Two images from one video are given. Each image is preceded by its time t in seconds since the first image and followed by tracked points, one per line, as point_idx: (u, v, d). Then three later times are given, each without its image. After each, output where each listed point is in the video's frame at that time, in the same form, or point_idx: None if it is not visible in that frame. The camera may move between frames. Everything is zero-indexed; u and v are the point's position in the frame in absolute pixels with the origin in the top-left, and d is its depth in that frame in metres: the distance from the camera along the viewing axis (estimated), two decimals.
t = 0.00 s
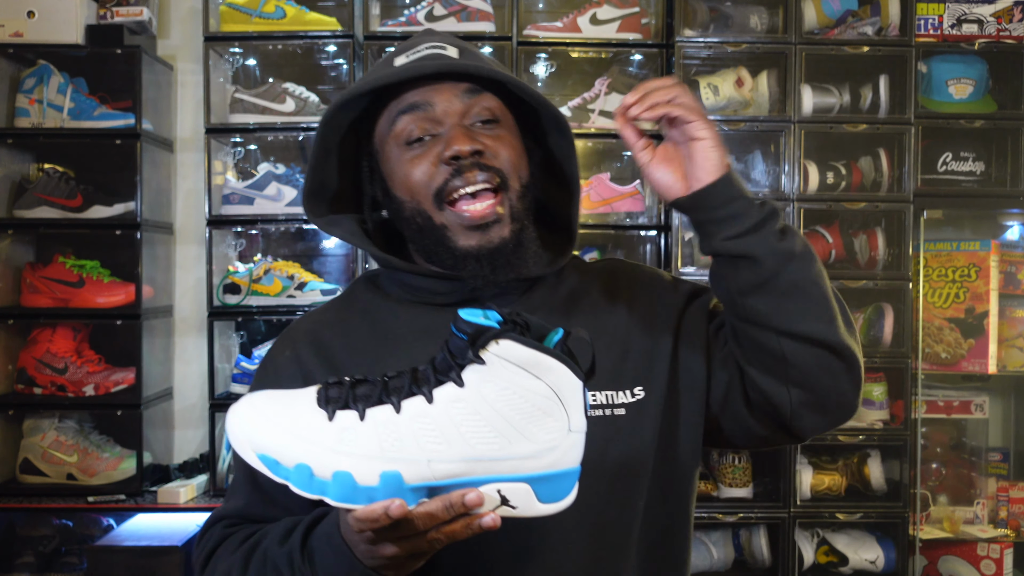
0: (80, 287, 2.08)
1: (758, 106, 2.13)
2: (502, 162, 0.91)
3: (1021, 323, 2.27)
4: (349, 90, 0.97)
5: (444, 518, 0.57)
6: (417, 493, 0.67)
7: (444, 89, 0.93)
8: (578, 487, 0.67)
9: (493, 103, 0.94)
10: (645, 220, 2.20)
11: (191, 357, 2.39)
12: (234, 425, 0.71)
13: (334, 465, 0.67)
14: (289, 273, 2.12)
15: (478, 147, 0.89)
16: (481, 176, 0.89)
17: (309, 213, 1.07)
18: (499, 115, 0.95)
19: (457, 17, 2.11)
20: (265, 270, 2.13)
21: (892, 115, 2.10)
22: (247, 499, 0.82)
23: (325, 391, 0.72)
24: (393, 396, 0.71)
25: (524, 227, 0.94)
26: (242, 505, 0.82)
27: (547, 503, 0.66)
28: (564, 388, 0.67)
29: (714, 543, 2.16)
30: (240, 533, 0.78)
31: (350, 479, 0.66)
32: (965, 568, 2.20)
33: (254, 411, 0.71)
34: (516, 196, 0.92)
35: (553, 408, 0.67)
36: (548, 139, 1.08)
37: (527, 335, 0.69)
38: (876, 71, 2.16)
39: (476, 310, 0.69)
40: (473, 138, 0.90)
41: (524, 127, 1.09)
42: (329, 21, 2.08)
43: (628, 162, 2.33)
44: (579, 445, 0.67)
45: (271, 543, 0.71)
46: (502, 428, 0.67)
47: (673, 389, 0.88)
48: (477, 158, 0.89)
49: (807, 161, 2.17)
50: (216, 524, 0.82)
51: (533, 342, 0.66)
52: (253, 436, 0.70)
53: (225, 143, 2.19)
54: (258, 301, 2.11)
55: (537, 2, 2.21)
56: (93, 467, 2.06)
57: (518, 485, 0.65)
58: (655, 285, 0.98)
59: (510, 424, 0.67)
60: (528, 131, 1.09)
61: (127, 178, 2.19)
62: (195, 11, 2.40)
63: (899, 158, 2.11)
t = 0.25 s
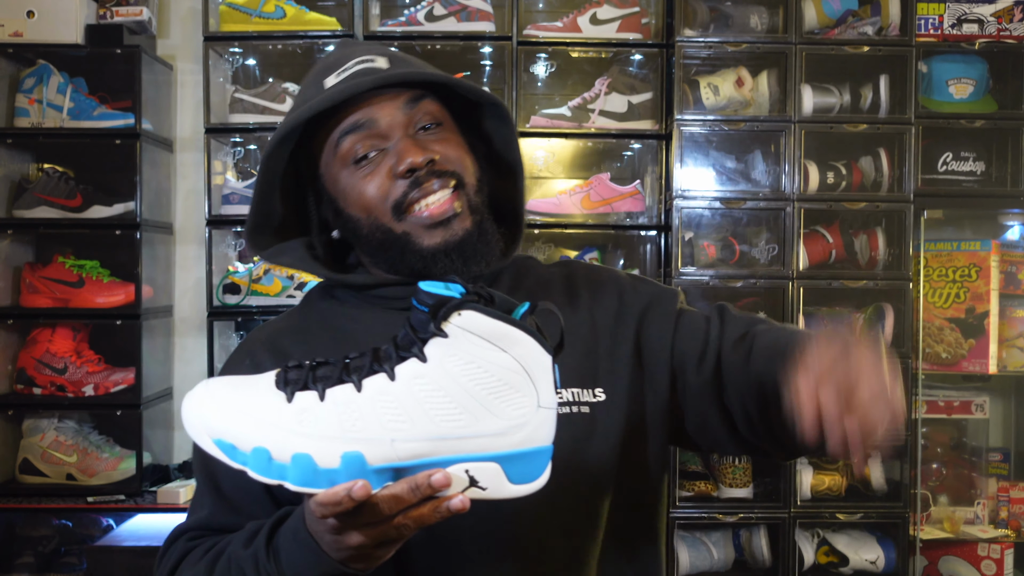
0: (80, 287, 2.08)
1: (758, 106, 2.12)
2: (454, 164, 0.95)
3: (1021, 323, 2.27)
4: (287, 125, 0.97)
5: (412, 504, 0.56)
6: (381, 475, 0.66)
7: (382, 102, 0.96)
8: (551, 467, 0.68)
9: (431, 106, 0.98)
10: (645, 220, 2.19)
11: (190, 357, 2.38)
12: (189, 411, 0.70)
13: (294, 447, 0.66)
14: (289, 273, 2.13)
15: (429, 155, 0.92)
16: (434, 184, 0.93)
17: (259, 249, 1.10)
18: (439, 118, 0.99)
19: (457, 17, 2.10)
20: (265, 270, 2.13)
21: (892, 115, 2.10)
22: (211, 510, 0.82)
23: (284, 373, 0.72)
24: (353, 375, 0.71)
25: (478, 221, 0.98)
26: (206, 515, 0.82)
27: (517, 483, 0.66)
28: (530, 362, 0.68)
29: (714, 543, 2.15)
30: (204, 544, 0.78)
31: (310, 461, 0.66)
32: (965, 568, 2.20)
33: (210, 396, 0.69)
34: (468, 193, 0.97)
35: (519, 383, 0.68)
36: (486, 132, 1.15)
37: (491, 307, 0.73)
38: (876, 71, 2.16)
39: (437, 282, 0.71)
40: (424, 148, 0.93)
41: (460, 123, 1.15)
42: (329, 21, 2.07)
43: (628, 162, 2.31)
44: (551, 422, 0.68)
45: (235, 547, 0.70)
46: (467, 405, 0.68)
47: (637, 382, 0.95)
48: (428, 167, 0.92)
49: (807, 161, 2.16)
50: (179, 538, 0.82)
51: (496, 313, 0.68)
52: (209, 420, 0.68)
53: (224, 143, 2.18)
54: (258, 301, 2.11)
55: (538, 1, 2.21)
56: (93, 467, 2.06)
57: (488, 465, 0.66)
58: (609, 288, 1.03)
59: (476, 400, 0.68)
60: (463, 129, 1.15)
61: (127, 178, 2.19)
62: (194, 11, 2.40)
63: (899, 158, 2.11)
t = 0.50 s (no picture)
0: (79, 287, 2.07)
1: (758, 106, 2.12)
2: (417, 203, 0.79)
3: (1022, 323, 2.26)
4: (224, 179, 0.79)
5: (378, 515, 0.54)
6: (346, 485, 0.59)
7: (332, 144, 0.76)
8: (520, 473, 0.60)
9: (384, 131, 0.80)
10: (645, 220, 2.19)
11: (190, 357, 2.38)
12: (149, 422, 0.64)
13: (256, 458, 0.60)
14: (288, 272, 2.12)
15: (387, 198, 0.75)
16: (394, 227, 0.76)
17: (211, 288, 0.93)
18: (394, 143, 0.80)
19: (457, 16, 2.10)
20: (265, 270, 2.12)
21: (893, 115, 2.09)
22: (180, 525, 0.77)
23: (248, 382, 0.65)
24: (318, 384, 0.64)
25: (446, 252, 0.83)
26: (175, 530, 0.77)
27: (486, 491, 0.59)
28: (496, 365, 0.60)
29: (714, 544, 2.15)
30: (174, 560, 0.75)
31: (274, 472, 0.59)
32: (966, 568, 2.19)
33: (168, 408, 0.63)
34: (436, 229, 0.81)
35: (486, 388, 0.61)
36: (445, 141, 0.96)
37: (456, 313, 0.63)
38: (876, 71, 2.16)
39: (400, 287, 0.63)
40: (381, 190, 0.76)
41: (416, 133, 0.96)
42: (329, 21, 2.07)
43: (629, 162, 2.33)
44: (518, 426, 0.60)
45: (205, 561, 0.69)
46: (433, 412, 0.60)
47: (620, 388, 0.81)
48: (386, 210, 0.75)
49: (807, 160, 2.16)
50: (151, 553, 0.78)
51: (462, 315, 0.61)
52: (168, 433, 0.62)
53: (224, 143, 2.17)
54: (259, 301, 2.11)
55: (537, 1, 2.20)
56: (92, 467, 2.05)
57: (453, 473, 0.58)
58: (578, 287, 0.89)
59: (442, 407, 0.60)
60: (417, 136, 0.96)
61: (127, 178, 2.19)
62: (194, 11, 2.40)
63: (900, 158, 2.10)
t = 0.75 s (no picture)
0: (79, 288, 2.07)
1: (758, 106, 2.11)
2: (387, 217, 0.77)
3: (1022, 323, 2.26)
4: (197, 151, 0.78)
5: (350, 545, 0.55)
6: (317, 517, 0.58)
7: (307, 143, 0.75)
8: (495, 503, 0.61)
9: (365, 139, 0.78)
10: (645, 220, 2.19)
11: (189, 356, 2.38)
12: (120, 446, 0.63)
13: (224, 489, 0.59)
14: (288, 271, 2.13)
15: (357, 205, 0.74)
16: (360, 236, 0.74)
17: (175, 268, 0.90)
18: (373, 153, 0.78)
19: (457, 16, 2.10)
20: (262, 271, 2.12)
21: (893, 115, 2.09)
22: (151, 541, 0.73)
23: (219, 409, 0.63)
24: (290, 413, 0.62)
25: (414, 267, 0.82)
26: (145, 547, 0.73)
27: (460, 523, 0.60)
28: (473, 400, 0.59)
29: (714, 543, 2.15)
30: None
31: (243, 503, 0.58)
32: (966, 569, 2.19)
33: (140, 434, 0.62)
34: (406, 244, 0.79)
35: (462, 421, 0.59)
36: (432, 157, 0.93)
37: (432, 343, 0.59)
38: (876, 71, 2.16)
39: (375, 316, 0.59)
40: (349, 197, 0.74)
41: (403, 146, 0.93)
42: (329, 21, 2.07)
43: (628, 162, 2.31)
44: (494, 459, 0.60)
45: None
46: (406, 445, 0.59)
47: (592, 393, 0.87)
48: (355, 218, 0.74)
49: (807, 161, 2.15)
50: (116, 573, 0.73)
51: (439, 349, 0.58)
52: (137, 461, 0.61)
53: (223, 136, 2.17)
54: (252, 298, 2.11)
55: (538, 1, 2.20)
56: (92, 467, 2.06)
57: (426, 506, 0.58)
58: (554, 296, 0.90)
59: (416, 440, 0.59)
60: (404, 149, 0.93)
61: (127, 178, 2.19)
62: (194, 11, 2.40)
63: (900, 158, 2.10)
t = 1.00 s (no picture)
0: (79, 287, 2.07)
1: (758, 106, 2.12)
2: (397, 175, 0.80)
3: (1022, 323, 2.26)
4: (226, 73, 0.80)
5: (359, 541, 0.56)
6: (331, 510, 0.59)
7: (337, 89, 0.79)
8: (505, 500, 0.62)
9: (385, 104, 0.83)
10: (645, 220, 2.19)
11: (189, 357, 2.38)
12: (121, 442, 0.63)
13: (236, 482, 0.59)
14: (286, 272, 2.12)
15: (374, 154, 0.77)
16: (369, 186, 0.76)
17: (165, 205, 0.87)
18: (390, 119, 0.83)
19: (457, 16, 2.10)
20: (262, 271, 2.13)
21: (893, 115, 2.09)
22: (125, 551, 0.71)
23: (224, 402, 0.63)
24: (301, 405, 0.62)
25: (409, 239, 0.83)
26: (118, 557, 0.70)
27: (472, 518, 0.60)
28: (487, 390, 0.61)
29: (714, 543, 2.15)
30: None
31: (255, 497, 0.59)
32: (966, 568, 2.19)
33: (144, 429, 0.63)
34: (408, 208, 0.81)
35: (475, 412, 0.61)
36: (434, 147, 0.98)
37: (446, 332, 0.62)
38: (876, 71, 2.16)
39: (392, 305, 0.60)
40: (368, 146, 0.78)
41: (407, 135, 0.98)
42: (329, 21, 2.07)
43: (629, 162, 2.33)
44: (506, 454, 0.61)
45: None
46: (422, 436, 0.60)
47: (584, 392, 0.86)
48: (369, 166, 0.76)
49: (807, 161, 2.16)
50: None
51: (457, 339, 0.60)
52: (144, 454, 0.62)
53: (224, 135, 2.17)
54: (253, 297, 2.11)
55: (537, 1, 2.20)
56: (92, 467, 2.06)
57: (440, 499, 0.59)
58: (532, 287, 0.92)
59: (431, 431, 0.61)
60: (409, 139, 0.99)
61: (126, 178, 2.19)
62: (194, 11, 2.40)
63: (900, 158, 2.10)
